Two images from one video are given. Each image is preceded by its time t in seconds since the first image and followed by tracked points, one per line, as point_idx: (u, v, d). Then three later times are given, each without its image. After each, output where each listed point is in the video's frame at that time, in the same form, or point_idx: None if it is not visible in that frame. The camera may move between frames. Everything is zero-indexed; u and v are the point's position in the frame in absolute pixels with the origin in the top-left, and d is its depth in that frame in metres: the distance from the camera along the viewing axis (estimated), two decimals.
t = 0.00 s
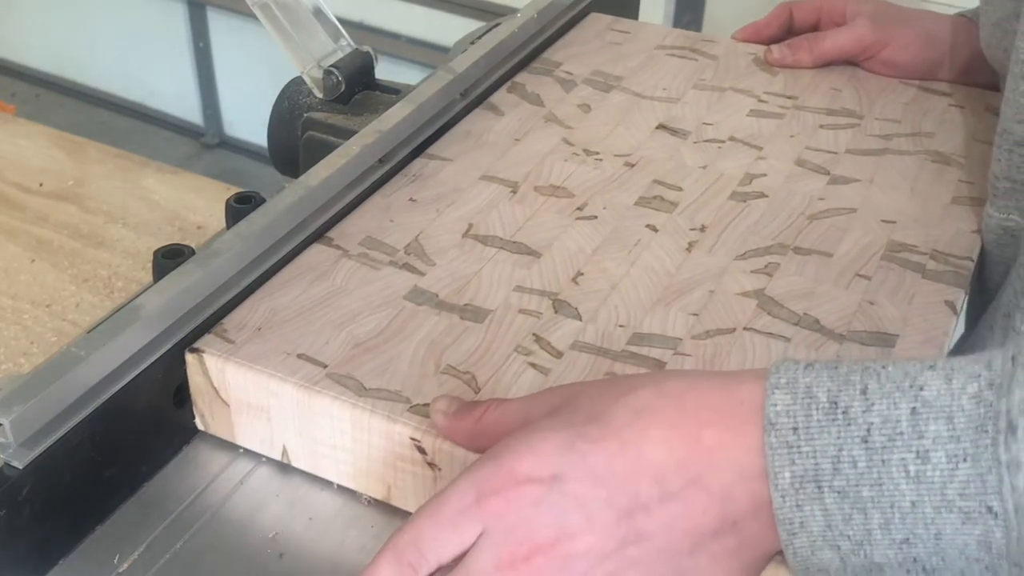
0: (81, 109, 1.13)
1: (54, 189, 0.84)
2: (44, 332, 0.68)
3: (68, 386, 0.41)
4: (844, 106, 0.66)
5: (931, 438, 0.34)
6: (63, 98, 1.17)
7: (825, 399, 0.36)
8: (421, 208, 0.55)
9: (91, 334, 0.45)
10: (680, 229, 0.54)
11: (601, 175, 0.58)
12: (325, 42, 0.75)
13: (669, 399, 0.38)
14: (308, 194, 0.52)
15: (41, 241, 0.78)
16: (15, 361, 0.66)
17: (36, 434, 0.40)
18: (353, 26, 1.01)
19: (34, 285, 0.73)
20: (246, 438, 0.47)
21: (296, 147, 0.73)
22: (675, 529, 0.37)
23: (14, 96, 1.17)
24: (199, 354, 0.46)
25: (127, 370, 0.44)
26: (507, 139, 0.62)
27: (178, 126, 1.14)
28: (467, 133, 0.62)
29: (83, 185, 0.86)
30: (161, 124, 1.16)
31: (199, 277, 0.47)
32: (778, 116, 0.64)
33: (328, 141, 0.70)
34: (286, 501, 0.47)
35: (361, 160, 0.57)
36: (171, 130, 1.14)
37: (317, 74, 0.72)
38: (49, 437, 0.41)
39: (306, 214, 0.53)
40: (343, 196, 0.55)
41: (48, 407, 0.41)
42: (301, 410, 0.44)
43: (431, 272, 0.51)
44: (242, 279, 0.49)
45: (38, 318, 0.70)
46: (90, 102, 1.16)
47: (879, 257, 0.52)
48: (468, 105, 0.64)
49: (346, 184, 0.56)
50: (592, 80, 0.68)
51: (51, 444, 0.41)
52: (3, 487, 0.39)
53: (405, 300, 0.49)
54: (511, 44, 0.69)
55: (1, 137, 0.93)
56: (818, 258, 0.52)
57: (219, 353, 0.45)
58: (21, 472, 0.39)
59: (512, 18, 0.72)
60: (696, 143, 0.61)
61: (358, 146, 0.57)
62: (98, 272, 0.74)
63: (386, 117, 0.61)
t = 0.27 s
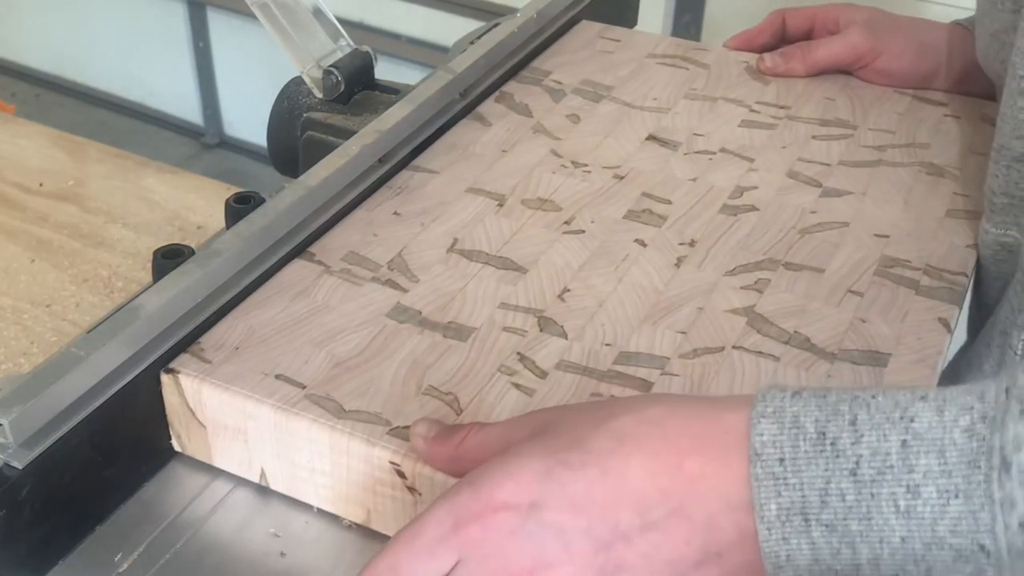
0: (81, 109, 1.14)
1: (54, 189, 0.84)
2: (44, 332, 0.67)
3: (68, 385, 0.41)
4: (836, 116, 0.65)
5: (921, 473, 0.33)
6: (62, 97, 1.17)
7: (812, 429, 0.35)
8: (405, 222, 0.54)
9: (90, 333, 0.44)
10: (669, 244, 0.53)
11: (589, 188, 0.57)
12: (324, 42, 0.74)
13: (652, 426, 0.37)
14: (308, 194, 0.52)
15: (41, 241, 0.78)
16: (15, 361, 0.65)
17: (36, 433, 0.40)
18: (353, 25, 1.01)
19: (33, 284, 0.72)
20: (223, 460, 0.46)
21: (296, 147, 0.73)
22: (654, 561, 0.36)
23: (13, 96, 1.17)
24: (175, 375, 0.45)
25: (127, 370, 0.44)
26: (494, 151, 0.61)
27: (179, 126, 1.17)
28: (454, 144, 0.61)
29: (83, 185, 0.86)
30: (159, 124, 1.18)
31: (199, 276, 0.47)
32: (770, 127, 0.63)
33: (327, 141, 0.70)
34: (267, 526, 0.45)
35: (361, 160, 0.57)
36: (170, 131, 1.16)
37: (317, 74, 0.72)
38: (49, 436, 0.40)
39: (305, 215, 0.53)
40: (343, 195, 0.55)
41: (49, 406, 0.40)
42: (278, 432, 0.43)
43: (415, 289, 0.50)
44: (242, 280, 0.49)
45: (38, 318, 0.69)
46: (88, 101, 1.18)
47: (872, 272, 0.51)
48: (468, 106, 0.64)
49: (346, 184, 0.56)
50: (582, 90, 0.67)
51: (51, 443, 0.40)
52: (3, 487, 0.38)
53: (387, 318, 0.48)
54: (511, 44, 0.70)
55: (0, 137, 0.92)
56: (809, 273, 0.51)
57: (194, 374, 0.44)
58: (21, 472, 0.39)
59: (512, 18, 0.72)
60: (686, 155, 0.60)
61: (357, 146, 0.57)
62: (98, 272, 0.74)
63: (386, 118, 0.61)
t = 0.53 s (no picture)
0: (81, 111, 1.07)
1: (54, 189, 0.83)
2: (44, 332, 0.67)
3: (68, 385, 0.41)
4: (831, 125, 0.64)
5: (914, 507, 0.32)
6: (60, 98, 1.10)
7: (802, 461, 0.34)
8: (392, 235, 0.53)
9: (89, 335, 0.44)
10: (659, 257, 0.52)
11: (579, 199, 0.57)
12: (324, 42, 0.75)
13: (639, 453, 0.36)
14: (308, 194, 0.52)
15: (41, 241, 0.77)
16: (14, 362, 0.65)
17: (37, 433, 0.40)
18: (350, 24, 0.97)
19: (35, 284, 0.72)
20: (204, 479, 0.45)
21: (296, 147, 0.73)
22: None
23: (12, 97, 1.10)
24: (154, 393, 0.44)
25: (127, 370, 0.44)
26: (483, 160, 0.60)
27: (178, 128, 1.07)
28: (442, 154, 0.60)
29: (83, 186, 0.85)
30: (160, 125, 1.09)
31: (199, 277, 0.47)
32: (763, 136, 0.63)
33: (326, 140, 0.70)
34: (249, 549, 0.44)
35: (361, 160, 0.57)
36: (171, 131, 1.07)
37: (317, 74, 0.72)
38: (49, 437, 0.40)
39: (305, 216, 0.53)
40: (343, 195, 0.55)
41: (49, 406, 0.40)
42: (260, 452, 0.42)
43: (400, 303, 0.49)
44: (242, 279, 0.49)
45: (37, 318, 0.69)
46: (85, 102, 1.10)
47: (866, 285, 0.50)
48: (468, 106, 0.65)
49: (346, 183, 0.56)
50: (573, 98, 0.66)
51: (53, 443, 0.40)
52: (2, 487, 0.38)
53: (372, 333, 0.47)
54: (511, 44, 0.70)
55: (1, 137, 0.92)
56: (802, 287, 0.50)
57: (174, 393, 0.43)
58: (22, 472, 0.39)
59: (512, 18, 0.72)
60: (678, 165, 0.59)
61: (358, 146, 0.57)
62: (98, 271, 0.73)
63: (386, 118, 0.61)
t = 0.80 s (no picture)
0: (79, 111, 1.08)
1: (54, 189, 0.83)
2: (43, 333, 0.66)
3: (67, 387, 0.41)
4: (824, 134, 0.63)
5: (907, 542, 0.32)
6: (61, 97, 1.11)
7: (792, 493, 0.34)
8: (378, 248, 0.52)
9: (88, 335, 0.44)
10: (650, 271, 0.51)
11: (569, 210, 0.56)
12: (324, 41, 0.76)
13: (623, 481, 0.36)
14: (308, 194, 0.53)
15: (41, 241, 0.77)
16: (13, 363, 0.65)
17: (37, 433, 0.40)
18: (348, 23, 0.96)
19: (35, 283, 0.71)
20: (183, 499, 0.44)
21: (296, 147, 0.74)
22: None
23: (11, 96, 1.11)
24: (132, 412, 0.43)
25: (126, 371, 0.44)
26: (472, 171, 0.59)
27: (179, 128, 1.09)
28: (430, 164, 0.60)
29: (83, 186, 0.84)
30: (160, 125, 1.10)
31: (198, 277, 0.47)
32: (756, 145, 0.62)
33: (326, 140, 0.71)
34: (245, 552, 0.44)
35: (361, 160, 0.57)
36: (171, 131, 1.08)
37: (317, 74, 0.73)
38: (49, 437, 0.40)
39: (303, 217, 0.53)
40: (343, 195, 0.56)
41: (49, 407, 0.40)
42: (239, 473, 0.41)
43: (385, 318, 0.48)
44: (242, 279, 0.49)
45: (38, 318, 0.68)
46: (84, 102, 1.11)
47: (860, 299, 0.50)
48: (468, 105, 0.65)
49: (346, 183, 0.56)
50: (563, 107, 0.65)
51: (52, 443, 0.40)
52: (2, 487, 0.38)
53: (356, 350, 0.46)
54: (512, 44, 0.70)
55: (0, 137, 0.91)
56: (794, 301, 0.49)
57: (151, 412, 0.42)
58: (21, 473, 0.39)
59: (512, 18, 0.72)
60: (670, 175, 0.58)
61: (357, 147, 0.57)
62: (98, 271, 0.73)
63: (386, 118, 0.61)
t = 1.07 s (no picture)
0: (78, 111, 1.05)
1: (53, 189, 0.83)
2: (43, 333, 0.66)
3: (66, 387, 0.41)
4: (820, 141, 0.63)
5: (891, 571, 0.33)
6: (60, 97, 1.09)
7: (775, 520, 0.34)
8: (366, 258, 0.52)
9: (89, 335, 0.44)
10: (643, 281, 0.51)
11: (561, 219, 0.55)
12: (324, 41, 0.76)
13: (605, 503, 0.36)
14: (308, 194, 0.52)
15: (41, 241, 0.77)
16: (12, 363, 0.64)
17: (37, 434, 0.40)
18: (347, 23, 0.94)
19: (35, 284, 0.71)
20: (167, 515, 0.44)
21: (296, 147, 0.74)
22: None
23: (11, 97, 1.08)
24: (114, 427, 0.42)
25: (126, 371, 0.43)
26: (462, 179, 0.58)
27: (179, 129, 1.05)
28: (421, 171, 0.59)
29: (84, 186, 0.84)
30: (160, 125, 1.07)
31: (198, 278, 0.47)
32: (750, 153, 0.61)
33: (326, 141, 0.71)
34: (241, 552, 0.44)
35: (361, 160, 0.57)
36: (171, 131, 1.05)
37: (317, 74, 0.73)
38: (49, 437, 0.40)
39: (305, 217, 0.53)
40: (343, 196, 0.55)
41: (48, 408, 0.40)
42: (223, 491, 0.41)
43: (373, 329, 0.47)
44: (242, 279, 0.49)
45: (37, 318, 0.68)
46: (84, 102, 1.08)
47: (856, 310, 0.49)
48: (469, 105, 0.65)
49: (346, 182, 0.56)
50: (556, 113, 0.65)
51: (51, 443, 0.40)
52: (3, 487, 0.38)
53: (344, 362, 0.45)
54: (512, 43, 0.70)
55: None
56: (789, 313, 0.49)
57: (135, 427, 0.42)
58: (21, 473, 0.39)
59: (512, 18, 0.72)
60: (664, 184, 0.58)
61: (358, 146, 0.57)
62: (98, 272, 0.73)
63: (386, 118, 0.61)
